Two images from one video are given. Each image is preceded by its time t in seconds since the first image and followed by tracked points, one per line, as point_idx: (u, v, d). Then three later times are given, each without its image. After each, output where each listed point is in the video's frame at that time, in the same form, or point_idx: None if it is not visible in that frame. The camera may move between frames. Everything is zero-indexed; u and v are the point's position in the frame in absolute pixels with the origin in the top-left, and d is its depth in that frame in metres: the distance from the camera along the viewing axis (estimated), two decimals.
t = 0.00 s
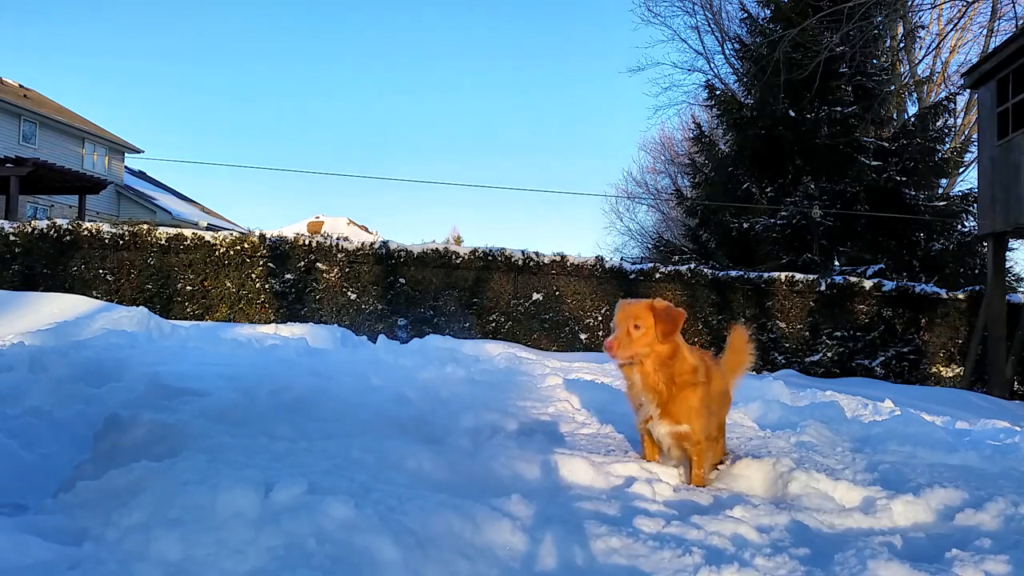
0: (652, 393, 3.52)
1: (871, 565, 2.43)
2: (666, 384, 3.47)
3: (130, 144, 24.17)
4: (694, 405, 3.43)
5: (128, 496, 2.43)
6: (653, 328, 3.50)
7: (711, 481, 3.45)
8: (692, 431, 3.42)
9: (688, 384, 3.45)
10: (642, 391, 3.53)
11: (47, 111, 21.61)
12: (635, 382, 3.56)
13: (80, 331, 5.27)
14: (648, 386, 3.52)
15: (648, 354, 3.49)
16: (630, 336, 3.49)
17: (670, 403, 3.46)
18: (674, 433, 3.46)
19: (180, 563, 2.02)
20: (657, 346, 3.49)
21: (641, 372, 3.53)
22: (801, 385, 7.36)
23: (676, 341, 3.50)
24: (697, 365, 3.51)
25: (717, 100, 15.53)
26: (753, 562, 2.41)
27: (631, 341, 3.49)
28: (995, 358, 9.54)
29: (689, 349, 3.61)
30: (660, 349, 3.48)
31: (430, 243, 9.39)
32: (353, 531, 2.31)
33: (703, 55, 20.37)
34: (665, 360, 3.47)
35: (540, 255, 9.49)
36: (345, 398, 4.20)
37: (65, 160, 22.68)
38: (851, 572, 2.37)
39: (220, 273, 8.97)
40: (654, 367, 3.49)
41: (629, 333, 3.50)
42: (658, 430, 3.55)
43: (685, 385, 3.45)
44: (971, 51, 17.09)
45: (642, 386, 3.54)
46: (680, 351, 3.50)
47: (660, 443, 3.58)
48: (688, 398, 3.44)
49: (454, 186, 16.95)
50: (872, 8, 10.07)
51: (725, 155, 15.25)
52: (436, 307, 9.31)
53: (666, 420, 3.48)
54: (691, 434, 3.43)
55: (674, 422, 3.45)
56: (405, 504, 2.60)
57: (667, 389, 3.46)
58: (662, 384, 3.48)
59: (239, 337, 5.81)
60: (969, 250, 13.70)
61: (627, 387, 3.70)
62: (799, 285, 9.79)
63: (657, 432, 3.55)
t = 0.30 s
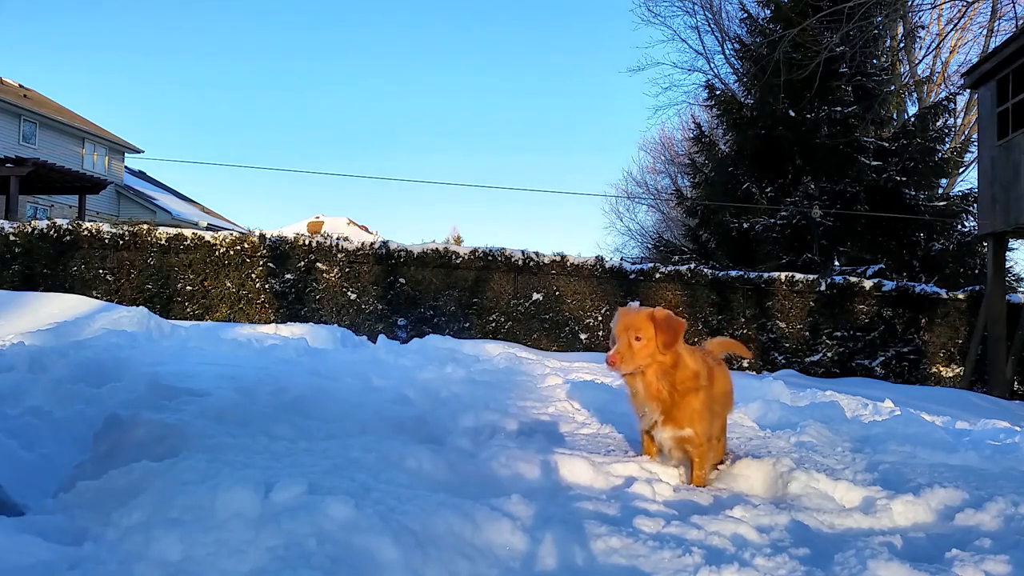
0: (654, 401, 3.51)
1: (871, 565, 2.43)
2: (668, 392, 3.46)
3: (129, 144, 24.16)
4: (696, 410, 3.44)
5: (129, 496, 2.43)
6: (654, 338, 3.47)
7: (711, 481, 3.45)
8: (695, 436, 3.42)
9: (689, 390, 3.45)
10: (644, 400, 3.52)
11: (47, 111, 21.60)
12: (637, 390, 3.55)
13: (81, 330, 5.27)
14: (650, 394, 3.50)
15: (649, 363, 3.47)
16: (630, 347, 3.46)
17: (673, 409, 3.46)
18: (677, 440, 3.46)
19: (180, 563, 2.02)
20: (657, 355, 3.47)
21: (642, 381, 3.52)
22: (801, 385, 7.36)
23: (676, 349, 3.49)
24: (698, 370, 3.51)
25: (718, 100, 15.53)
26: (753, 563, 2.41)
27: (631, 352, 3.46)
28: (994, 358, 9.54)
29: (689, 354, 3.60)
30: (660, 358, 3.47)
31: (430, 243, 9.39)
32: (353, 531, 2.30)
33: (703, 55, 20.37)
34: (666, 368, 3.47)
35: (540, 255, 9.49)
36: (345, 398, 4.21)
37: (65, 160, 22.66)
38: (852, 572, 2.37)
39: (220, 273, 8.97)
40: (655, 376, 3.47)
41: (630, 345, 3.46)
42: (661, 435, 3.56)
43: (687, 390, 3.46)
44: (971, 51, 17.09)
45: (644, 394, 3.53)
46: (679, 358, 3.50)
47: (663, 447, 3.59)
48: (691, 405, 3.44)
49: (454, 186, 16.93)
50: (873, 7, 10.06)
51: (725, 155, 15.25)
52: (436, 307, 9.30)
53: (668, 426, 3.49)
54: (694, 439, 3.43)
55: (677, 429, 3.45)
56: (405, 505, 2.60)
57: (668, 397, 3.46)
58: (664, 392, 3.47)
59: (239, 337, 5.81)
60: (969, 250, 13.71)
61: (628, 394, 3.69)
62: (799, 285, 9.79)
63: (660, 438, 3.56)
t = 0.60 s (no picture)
0: (654, 402, 3.52)
1: (871, 565, 2.43)
2: (668, 393, 3.47)
3: (129, 144, 24.16)
4: (695, 412, 3.44)
5: (129, 496, 2.43)
6: (654, 340, 3.47)
7: (711, 481, 3.45)
8: (695, 437, 3.43)
9: (689, 392, 3.46)
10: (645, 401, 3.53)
11: (47, 111, 21.60)
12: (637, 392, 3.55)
13: (81, 330, 5.27)
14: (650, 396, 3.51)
15: (649, 365, 3.48)
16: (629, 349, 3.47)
17: (672, 411, 3.47)
18: (677, 441, 3.47)
19: (180, 563, 2.02)
20: (656, 356, 3.47)
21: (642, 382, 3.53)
22: (801, 386, 7.35)
23: (676, 350, 3.49)
24: (698, 372, 3.51)
25: (718, 100, 15.52)
26: (753, 562, 2.41)
27: (631, 354, 3.47)
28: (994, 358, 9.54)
29: (689, 355, 3.60)
30: (660, 359, 3.48)
31: (430, 243, 9.39)
32: (353, 531, 2.30)
33: (703, 55, 20.38)
34: (666, 370, 3.47)
35: (540, 255, 9.50)
36: (345, 397, 4.21)
37: (65, 160, 22.66)
38: (852, 572, 2.37)
39: (220, 273, 8.96)
40: (655, 377, 3.48)
41: (630, 347, 3.47)
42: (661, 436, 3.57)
43: (686, 392, 3.46)
44: (971, 51, 17.10)
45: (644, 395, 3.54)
46: (679, 360, 3.50)
47: (662, 448, 3.61)
48: (690, 407, 3.44)
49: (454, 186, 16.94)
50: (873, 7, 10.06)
51: (725, 155, 15.26)
52: (436, 307, 9.30)
53: (667, 427, 3.50)
54: (694, 440, 3.43)
55: (677, 430, 3.46)
56: (405, 505, 2.60)
57: (669, 398, 3.47)
58: (664, 394, 3.48)
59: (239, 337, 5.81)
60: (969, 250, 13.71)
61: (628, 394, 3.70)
62: (799, 285, 9.79)
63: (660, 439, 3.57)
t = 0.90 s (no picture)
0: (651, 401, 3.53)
1: (871, 565, 2.43)
2: (666, 393, 3.48)
3: (129, 144, 24.16)
4: (694, 412, 3.44)
5: (132, 495, 2.44)
6: (649, 339, 3.48)
7: (711, 482, 3.44)
8: (693, 438, 3.42)
9: (686, 393, 3.46)
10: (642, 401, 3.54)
11: (47, 111, 21.59)
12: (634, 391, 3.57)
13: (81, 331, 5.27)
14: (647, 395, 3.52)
15: (645, 365, 3.49)
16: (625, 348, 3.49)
17: (669, 411, 3.47)
18: (676, 441, 3.47)
19: (180, 563, 2.02)
20: (652, 356, 3.48)
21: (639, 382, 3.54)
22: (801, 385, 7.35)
23: (671, 349, 3.50)
24: (695, 372, 3.51)
25: (718, 100, 15.52)
26: (753, 563, 2.41)
27: (626, 354, 3.49)
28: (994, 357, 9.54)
29: (686, 355, 3.60)
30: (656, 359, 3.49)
31: (430, 243, 9.39)
32: (353, 531, 2.30)
33: (703, 55, 20.37)
34: (662, 371, 3.48)
35: (540, 255, 9.50)
36: (346, 398, 4.21)
37: (65, 159, 22.65)
38: (851, 572, 2.37)
39: (220, 273, 8.96)
40: (652, 377, 3.49)
41: (626, 347, 3.48)
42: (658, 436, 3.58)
43: (683, 393, 3.46)
44: (971, 51, 17.11)
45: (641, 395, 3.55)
46: (676, 360, 3.51)
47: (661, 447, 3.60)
48: (687, 406, 3.45)
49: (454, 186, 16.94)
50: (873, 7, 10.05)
51: (725, 155, 15.27)
52: (436, 307, 9.30)
53: (665, 428, 3.50)
54: (692, 440, 3.43)
55: (675, 430, 3.46)
56: (405, 504, 2.60)
57: (666, 397, 3.48)
58: (661, 394, 3.49)
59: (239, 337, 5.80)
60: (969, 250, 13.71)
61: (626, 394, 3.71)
62: (799, 285, 9.79)
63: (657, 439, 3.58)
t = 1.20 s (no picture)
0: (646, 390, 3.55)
1: (871, 565, 2.43)
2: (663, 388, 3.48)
3: (129, 144, 24.17)
4: (689, 413, 3.45)
5: (132, 495, 2.44)
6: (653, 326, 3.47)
7: (711, 482, 3.44)
8: (688, 438, 3.44)
9: (682, 391, 3.46)
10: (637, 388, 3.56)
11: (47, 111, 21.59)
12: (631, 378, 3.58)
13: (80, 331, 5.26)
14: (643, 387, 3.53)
15: (645, 351, 3.51)
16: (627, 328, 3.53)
17: (663, 403, 3.49)
18: (670, 441, 3.48)
19: (180, 563, 2.02)
20: (654, 345, 3.50)
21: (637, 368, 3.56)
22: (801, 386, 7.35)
23: (673, 340, 3.51)
24: (692, 371, 3.51)
25: (718, 100, 15.52)
26: (753, 562, 2.41)
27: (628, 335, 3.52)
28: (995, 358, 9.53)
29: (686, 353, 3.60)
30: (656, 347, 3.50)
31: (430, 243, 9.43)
32: (353, 531, 2.30)
33: (703, 55, 20.37)
34: (661, 365, 3.48)
35: (540, 255, 9.52)
36: (347, 398, 4.20)
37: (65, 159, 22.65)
38: (851, 572, 2.37)
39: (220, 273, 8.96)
40: (650, 368, 3.50)
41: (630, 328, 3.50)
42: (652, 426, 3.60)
43: (679, 391, 3.47)
44: (971, 51, 17.11)
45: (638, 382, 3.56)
46: (675, 356, 3.51)
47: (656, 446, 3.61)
48: (684, 405, 3.45)
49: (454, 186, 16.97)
50: (873, 8, 10.05)
51: (725, 155, 15.29)
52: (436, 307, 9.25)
53: (660, 424, 3.51)
54: (687, 441, 3.45)
55: (670, 430, 3.47)
56: (405, 504, 2.60)
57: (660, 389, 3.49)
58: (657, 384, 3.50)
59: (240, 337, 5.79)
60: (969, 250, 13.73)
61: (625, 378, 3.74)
62: (799, 285, 9.79)
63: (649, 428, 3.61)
